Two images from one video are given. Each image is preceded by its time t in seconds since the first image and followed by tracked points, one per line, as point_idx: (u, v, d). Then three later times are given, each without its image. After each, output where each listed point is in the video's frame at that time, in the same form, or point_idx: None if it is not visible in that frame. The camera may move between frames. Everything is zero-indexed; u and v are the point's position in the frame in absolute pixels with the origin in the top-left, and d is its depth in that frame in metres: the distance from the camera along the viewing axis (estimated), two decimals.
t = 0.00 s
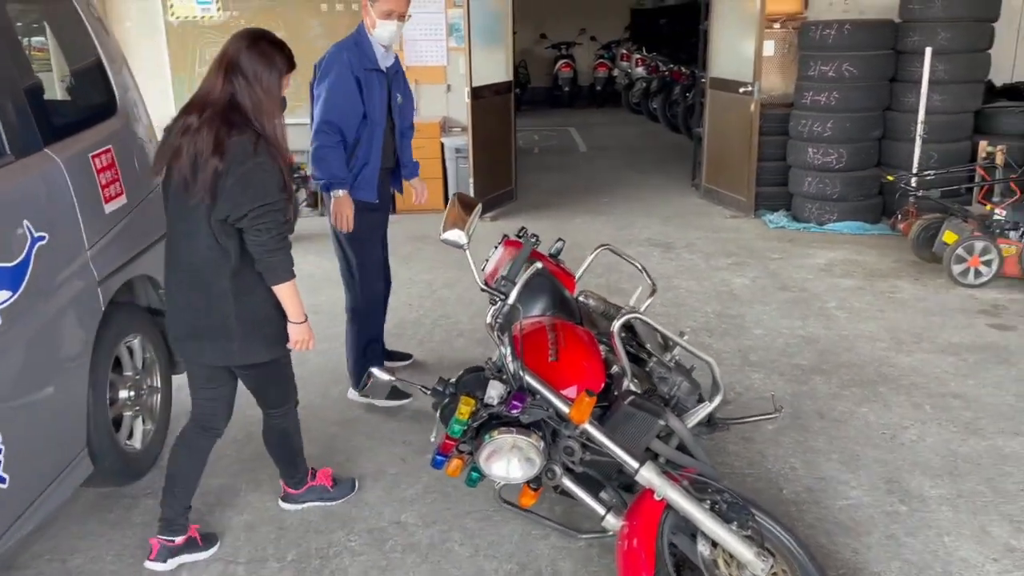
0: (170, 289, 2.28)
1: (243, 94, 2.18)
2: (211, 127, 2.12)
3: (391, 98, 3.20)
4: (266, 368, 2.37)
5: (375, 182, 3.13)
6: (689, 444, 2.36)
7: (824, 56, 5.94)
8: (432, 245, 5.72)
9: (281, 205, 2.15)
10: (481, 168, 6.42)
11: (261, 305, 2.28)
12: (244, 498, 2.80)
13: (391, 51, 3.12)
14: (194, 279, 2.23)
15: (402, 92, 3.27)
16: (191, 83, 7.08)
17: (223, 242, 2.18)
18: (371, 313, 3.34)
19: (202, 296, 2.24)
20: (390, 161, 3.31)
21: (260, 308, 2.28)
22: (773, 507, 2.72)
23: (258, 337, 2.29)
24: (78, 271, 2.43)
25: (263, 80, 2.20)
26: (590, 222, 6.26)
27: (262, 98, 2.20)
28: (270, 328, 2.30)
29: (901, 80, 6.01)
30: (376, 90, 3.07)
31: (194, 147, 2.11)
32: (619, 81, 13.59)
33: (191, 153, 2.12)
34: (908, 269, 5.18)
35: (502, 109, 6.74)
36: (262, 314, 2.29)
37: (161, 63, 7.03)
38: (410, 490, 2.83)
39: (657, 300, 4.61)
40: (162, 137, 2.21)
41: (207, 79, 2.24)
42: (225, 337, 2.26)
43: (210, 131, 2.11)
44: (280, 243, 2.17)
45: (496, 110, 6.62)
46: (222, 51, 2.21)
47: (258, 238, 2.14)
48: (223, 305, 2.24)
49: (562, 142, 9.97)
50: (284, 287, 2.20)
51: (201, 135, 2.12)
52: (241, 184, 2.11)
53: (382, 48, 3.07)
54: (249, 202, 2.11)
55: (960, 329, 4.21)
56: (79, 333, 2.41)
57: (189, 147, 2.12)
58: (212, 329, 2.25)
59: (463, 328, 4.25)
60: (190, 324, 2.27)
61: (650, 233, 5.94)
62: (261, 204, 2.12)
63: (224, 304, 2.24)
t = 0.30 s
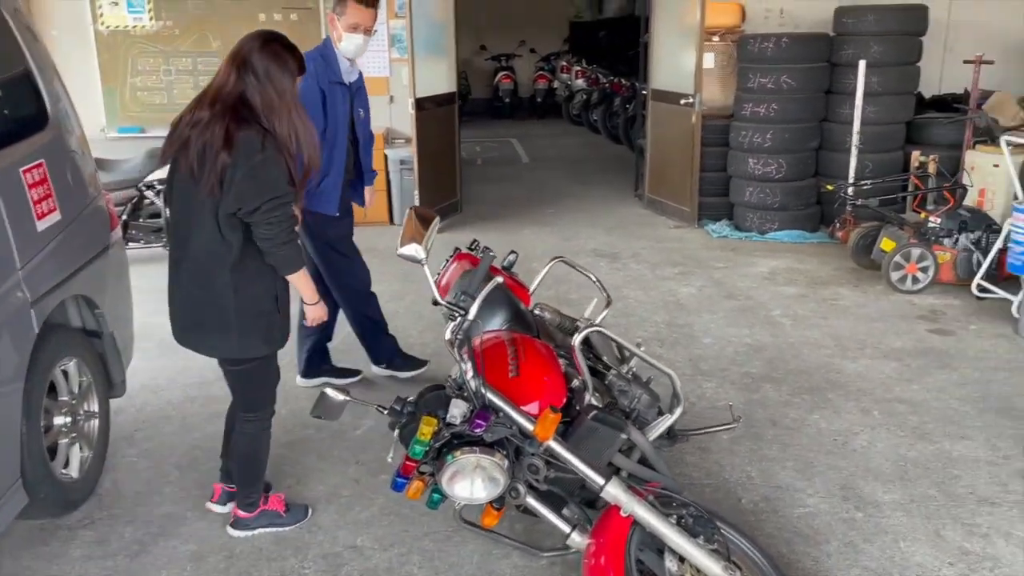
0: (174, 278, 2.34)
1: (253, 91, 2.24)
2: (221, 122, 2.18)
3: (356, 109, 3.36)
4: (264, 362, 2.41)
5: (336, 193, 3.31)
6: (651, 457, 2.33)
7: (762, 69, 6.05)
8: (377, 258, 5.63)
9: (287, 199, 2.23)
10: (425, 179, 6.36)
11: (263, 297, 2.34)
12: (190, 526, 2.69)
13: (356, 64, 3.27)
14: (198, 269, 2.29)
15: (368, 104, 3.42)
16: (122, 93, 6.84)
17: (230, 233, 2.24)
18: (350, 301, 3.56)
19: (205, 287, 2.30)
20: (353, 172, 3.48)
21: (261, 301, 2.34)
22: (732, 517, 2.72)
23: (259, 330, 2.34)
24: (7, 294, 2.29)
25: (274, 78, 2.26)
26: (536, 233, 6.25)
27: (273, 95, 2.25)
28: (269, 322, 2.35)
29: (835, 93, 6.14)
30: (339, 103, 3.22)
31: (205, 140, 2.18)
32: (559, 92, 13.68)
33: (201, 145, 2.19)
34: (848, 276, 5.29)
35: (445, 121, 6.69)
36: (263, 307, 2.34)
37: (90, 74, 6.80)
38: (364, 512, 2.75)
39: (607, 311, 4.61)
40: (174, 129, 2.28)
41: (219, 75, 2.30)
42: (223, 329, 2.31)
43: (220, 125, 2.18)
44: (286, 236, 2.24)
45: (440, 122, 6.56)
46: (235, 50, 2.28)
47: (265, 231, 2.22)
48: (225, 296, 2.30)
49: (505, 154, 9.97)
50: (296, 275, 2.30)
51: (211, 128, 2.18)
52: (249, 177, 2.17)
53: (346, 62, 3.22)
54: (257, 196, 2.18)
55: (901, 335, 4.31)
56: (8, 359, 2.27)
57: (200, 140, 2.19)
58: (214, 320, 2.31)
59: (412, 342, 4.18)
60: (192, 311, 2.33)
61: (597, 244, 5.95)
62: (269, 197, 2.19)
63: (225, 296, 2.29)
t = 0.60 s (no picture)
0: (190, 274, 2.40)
1: (258, 91, 2.24)
2: (220, 121, 2.21)
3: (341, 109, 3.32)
4: (268, 359, 2.40)
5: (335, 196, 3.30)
6: (633, 459, 2.31)
7: (710, 70, 6.12)
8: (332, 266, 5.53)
9: (276, 198, 2.19)
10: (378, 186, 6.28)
11: (261, 294, 2.32)
12: (156, 551, 2.58)
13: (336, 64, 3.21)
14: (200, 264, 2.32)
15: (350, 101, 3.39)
16: (57, 102, 6.59)
17: (225, 230, 2.25)
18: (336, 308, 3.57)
19: (208, 283, 2.33)
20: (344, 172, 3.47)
21: (258, 299, 2.32)
22: (711, 516, 2.72)
23: (257, 327, 2.33)
24: None
25: (279, 78, 2.24)
26: (491, 238, 6.22)
27: (276, 96, 2.24)
28: (267, 321, 2.33)
29: (782, 93, 6.24)
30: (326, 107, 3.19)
31: (206, 139, 2.22)
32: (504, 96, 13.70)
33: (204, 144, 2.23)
34: (802, 273, 5.37)
35: (395, 125, 6.61)
36: (259, 305, 2.32)
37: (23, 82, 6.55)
38: (339, 528, 2.67)
39: (569, 315, 4.60)
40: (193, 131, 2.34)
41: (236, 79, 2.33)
42: (222, 325, 2.33)
43: (219, 124, 2.20)
44: (274, 235, 2.20)
45: (390, 127, 6.48)
46: (247, 52, 2.29)
47: (253, 228, 2.19)
48: (222, 292, 2.31)
49: (454, 158, 9.92)
50: (286, 276, 2.27)
51: (212, 128, 2.21)
52: (237, 174, 2.16)
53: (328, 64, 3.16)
54: (244, 194, 2.16)
55: (858, 329, 4.38)
56: None
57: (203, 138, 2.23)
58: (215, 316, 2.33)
59: (375, 351, 4.10)
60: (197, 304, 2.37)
61: (553, 247, 5.95)
62: (258, 196, 2.17)
63: (222, 292, 2.30)
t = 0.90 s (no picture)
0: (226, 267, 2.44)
1: (309, 92, 2.24)
2: (269, 118, 2.22)
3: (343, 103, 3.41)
4: (297, 357, 2.43)
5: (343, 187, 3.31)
6: (644, 456, 2.29)
7: (677, 65, 6.15)
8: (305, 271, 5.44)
9: (318, 201, 2.21)
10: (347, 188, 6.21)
11: (293, 295, 2.34)
12: (155, 570, 2.49)
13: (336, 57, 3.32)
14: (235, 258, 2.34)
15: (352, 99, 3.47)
16: (12, 110, 6.43)
17: (263, 227, 2.27)
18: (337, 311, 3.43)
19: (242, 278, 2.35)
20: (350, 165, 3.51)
21: (289, 299, 2.34)
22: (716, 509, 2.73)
23: (286, 326, 2.35)
24: None
25: (331, 82, 2.25)
26: (465, 238, 6.19)
27: (327, 98, 2.25)
28: (297, 320, 2.36)
29: (748, 86, 6.30)
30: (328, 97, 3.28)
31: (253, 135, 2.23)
32: (463, 95, 13.66)
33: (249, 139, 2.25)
34: (776, 263, 5.43)
35: (363, 127, 6.54)
36: (290, 305, 2.35)
37: None
38: (343, 538, 2.62)
39: (551, 313, 4.59)
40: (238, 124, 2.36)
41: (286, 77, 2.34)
42: (252, 322, 2.36)
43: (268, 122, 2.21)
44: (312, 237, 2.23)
45: (357, 129, 6.41)
46: (301, 51, 2.29)
47: (292, 229, 2.21)
48: (254, 289, 2.33)
49: (417, 159, 9.85)
50: (312, 279, 2.28)
51: (260, 125, 2.23)
52: (283, 174, 2.18)
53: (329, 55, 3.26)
54: (288, 194, 2.18)
55: (838, 317, 4.44)
56: None
57: (249, 134, 2.24)
58: (245, 312, 2.36)
59: (360, 355, 4.04)
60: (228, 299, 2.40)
61: (528, 246, 5.95)
62: (302, 197, 2.19)
63: (255, 290, 2.32)
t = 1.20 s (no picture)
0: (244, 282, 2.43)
1: (359, 120, 2.24)
2: (321, 146, 2.21)
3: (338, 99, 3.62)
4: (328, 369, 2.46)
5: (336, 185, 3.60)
6: (642, 449, 2.28)
7: (648, 60, 6.18)
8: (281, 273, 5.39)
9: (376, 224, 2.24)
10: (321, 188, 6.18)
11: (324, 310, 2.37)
12: None
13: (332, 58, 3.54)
14: (267, 276, 2.35)
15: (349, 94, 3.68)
16: None
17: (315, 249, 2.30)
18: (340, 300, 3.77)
19: (274, 295, 2.36)
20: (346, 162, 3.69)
21: (322, 314, 2.38)
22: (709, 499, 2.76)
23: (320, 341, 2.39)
24: None
25: (380, 108, 2.24)
26: (440, 236, 6.17)
27: (377, 125, 2.24)
28: (328, 335, 2.39)
29: (718, 80, 6.36)
30: (321, 97, 3.51)
31: (305, 162, 2.22)
32: (429, 93, 13.63)
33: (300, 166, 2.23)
34: (751, 255, 5.50)
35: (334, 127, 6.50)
36: (326, 320, 2.38)
37: None
38: (340, 541, 2.60)
39: (532, 310, 4.60)
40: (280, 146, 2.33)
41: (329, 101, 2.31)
42: (283, 337, 2.38)
43: (321, 150, 2.20)
44: (370, 259, 2.25)
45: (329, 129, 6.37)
46: (344, 80, 2.26)
47: (350, 253, 2.23)
48: (287, 306, 2.36)
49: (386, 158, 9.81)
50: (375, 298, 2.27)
51: (312, 152, 2.21)
52: (343, 201, 2.20)
53: (324, 57, 3.48)
54: (348, 219, 2.21)
55: (815, 306, 4.51)
56: None
57: (301, 161, 2.23)
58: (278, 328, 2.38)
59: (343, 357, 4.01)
60: (247, 309, 2.39)
61: (505, 243, 5.96)
62: (361, 222, 2.21)
63: (290, 305, 2.35)
